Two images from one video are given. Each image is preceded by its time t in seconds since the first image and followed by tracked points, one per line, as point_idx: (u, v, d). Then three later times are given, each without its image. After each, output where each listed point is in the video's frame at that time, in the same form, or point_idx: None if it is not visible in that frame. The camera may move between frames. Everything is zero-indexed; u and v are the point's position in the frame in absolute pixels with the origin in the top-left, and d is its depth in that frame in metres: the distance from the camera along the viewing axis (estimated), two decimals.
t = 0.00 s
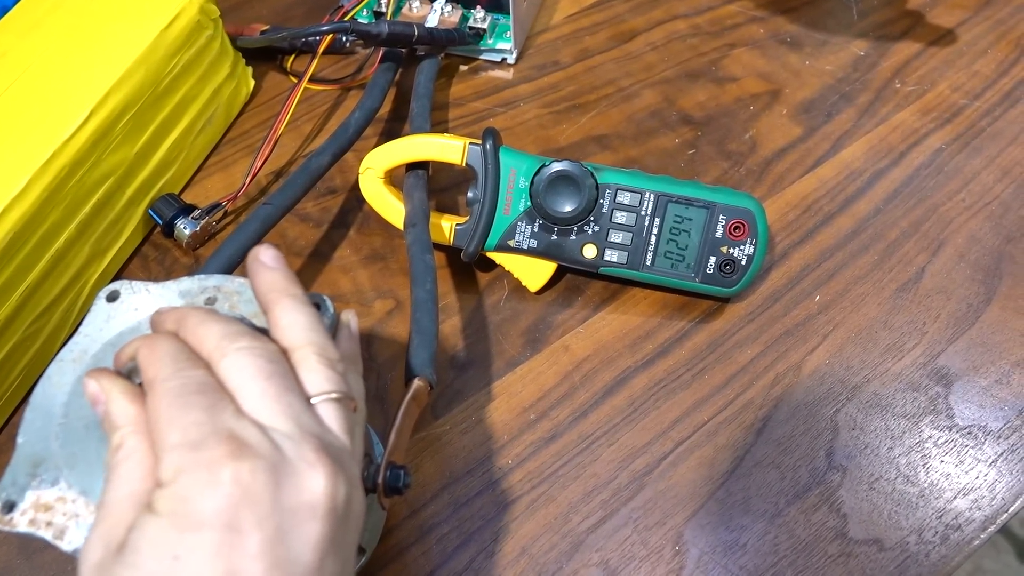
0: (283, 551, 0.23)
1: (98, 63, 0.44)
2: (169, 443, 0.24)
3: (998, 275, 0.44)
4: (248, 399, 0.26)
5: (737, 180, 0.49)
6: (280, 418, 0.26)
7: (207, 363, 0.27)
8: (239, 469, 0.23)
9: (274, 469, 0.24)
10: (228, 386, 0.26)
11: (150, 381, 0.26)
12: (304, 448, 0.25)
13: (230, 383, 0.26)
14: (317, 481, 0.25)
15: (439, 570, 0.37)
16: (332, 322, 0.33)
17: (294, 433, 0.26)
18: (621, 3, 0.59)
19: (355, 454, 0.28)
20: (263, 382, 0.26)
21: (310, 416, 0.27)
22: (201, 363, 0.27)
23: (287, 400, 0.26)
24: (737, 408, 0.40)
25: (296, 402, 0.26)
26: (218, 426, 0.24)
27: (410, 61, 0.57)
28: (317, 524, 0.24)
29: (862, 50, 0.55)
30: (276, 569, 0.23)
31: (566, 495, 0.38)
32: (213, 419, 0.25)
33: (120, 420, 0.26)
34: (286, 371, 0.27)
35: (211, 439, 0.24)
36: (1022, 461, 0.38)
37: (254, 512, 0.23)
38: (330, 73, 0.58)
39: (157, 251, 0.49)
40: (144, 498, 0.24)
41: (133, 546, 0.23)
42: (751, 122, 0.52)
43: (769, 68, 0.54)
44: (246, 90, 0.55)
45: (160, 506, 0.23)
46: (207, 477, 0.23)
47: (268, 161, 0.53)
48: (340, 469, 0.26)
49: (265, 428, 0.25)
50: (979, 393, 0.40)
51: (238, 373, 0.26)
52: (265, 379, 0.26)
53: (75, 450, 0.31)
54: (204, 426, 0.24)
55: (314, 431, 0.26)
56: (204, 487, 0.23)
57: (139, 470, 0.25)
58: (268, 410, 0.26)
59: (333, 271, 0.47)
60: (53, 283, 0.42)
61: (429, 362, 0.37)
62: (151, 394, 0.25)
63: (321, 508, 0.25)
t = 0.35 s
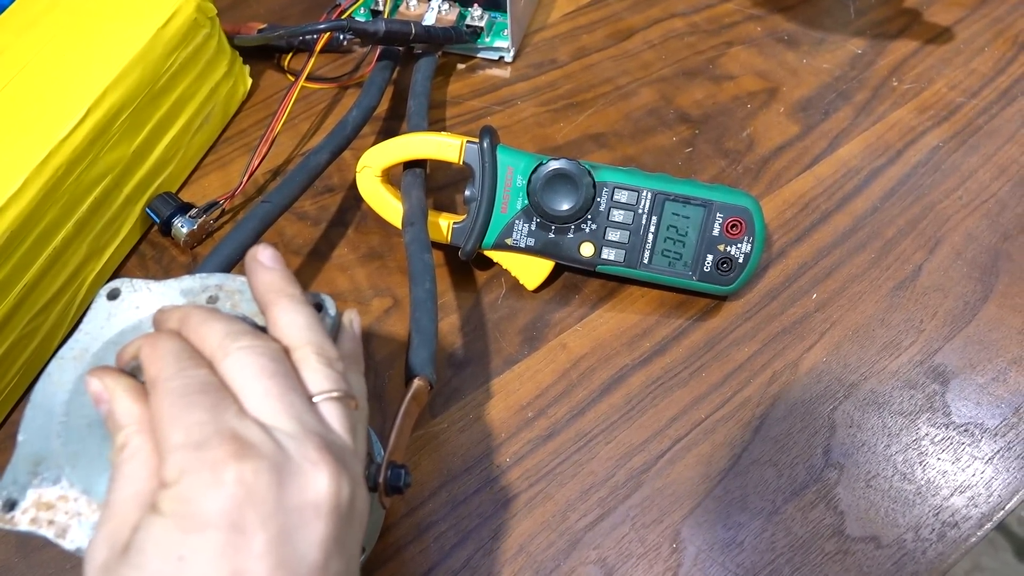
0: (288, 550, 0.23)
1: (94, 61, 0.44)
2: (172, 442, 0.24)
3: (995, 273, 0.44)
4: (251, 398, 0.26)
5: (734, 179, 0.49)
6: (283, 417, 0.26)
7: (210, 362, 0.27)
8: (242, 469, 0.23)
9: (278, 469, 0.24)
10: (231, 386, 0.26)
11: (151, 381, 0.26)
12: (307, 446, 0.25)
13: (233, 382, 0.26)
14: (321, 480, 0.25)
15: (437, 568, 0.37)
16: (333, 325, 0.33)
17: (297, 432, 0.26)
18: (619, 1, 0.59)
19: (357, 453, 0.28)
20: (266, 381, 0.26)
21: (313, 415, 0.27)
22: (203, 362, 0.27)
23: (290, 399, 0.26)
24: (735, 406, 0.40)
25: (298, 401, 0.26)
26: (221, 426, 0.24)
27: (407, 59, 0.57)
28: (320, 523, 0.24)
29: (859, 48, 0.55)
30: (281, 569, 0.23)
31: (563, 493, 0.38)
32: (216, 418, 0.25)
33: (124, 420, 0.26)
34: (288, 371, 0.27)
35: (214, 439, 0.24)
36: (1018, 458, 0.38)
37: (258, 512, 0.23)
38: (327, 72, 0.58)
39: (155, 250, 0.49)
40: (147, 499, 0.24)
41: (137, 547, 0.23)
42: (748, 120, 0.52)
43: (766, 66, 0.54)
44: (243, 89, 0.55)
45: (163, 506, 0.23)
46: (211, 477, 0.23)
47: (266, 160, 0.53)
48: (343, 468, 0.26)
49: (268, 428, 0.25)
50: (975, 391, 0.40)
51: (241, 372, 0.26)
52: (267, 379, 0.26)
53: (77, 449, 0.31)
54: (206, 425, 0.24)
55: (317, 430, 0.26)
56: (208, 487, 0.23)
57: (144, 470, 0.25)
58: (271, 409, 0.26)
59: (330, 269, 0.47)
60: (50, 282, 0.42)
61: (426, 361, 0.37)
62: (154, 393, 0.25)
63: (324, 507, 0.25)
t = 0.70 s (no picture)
0: (286, 544, 0.23)
1: (89, 58, 0.44)
2: (172, 432, 0.24)
3: (985, 269, 0.44)
4: (254, 391, 0.26)
5: (727, 175, 0.49)
6: (285, 412, 0.26)
7: (213, 355, 0.27)
8: (244, 459, 0.23)
9: (280, 461, 0.24)
10: (233, 379, 0.26)
11: (151, 374, 0.26)
12: (308, 442, 0.25)
13: (235, 376, 0.26)
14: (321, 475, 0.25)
15: (430, 562, 0.37)
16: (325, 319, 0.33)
17: (299, 427, 0.26)
18: None
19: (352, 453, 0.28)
20: (269, 375, 0.26)
21: (312, 413, 0.27)
22: (205, 356, 0.27)
23: (292, 394, 0.26)
24: (727, 401, 0.41)
25: (300, 397, 0.26)
26: (224, 417, 0.25)
27: (402, 57, 0.57)
28: (318, 520, 0.24)
29: (851, 46, 0.55)
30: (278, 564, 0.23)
31: (556, 487, 0.39)
32: (219, 409, 0.25)
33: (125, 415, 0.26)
34: (292, 367, 0.27)
35: (217, 430, 0.24)
36: (1008, 452, 0.39)
37: (257, 503, 0.23)
38: (322, 69, 0.58)
39: (149, 247, 0.49)
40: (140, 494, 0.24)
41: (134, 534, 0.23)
42: (741, 117, 0.52)
43: (759, 64, 0.55)
44: (238, 86, 0.55)
45: (161, 496, 0.23)
46: (212, 466, 0.23)
47: (260, 157, 0.53)
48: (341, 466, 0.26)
49: (270, 422, 0.25)
50: (966, 385, 0.41)
51: (244, 365, 0.26)
52: (272, 374, 0.26)
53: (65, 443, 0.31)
54: (210, 416, 0.24)
55: (317, 426, 0.26)
56: (210, 477, 0.23)
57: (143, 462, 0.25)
58: (272, 403, 0.26)
59: (324, 266, 0.47)
60: (44, 279, 0.42)
61: (417, 356, 0.37)
62: (155, 384, 0.25)
63: (322, 504, 0.25)
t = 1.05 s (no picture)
0: (282, 527, 0.23)
1: (86, 55, 0.44)
2: (172, 412, 0.24)
3: (984, 264, 0.44)
4: (252, 378, 0.26)
5: (726, 171, 0.49)
6: (284, 398, 0.26)
7: (210, 345, 0.27)
8: (244, 438, 0.23)
9: (280, 443, 0.24)
10: (232, 366, 0.26)
11: (149, 362, 0.26)
12: (307, 428, 0.25)
13: (234, 364, 0.26)
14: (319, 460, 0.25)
15: (430, 557, 0.37)
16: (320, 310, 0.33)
17: (298, 413, 0.26)
18: None
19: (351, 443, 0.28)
20: (268, 362, 0.26)
21: (311, 401, 0.27)
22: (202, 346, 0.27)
23: (290, 381, 0.26)
24: (726, 396, 0.41)
25: (298, 385, 0.26)
26: (224, 399, 0.24)
27: (400, 54, 0.57)
28: (315, 504, 0.24)
29: (850, 42, 0.55)
30: (274, 546, 0.23)
31: (555, 482, 0.39)
32: (218, 393, 0.25)
33: (125, 396, 0.26)
34: (290, 356, 0.27)
35: (217, 411, 0.24)
36: (1007, 447, 0.39)
37: (256, 483, 0.23)
38: (320, 66, 0.58)
39: (147, 243, 0.49)
40: (140, 472, 0.24)
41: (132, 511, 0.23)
42: (739, 112, 0.52)
43: (757, 60, 0.55)
44: (236, 82, 0.55)
45: (160, 474, 0.23)
46: (212, 445, 0.23)
47: (259, 153, 0.53)
48: (341, 453, 0.26)
49: (270, 407, 0.25)
50: (965, 380, 0.41)
51: (242, 355, 0.26)
52: (270, 362, 0.26)
53: (64, 438, 0.31)
54: (209, 398, 0.24)
55: (316, 414, 0.26)
56: (209, 456, 0.23)
57: (139, 443, 0.25)
58: (271, 389, 0.26)
59: (323, 262, 0.47)
60: (43, 275, 0.42)
61: (416, 351, 0.37)
62: (154, 369, 0.25)
63: (321, 489, 0.25)
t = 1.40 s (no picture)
0: (296, 523, 0.23)
1: (81, 49, 0.44)
2: (182, 413, 0.24)
3: (983, 261, 0.44)
4: (259, 378, 0.26)
5: (724, 168, 0.49)
6: (293, 396, 0.26)
7: (214, 347, 0.27)
8: (256, 436, 0.23)
9: (291, 440, 0.24)
10: (237, 367, 0.26)
11: (156, 363, 0.25)
12: (317, 425, 0.25)
13: (240, 364, 0.26)
14: (331, 457, 0.25)
15: (427, 555, 0.37)
16: (332, 312, 0.33)
17: (307, 411, 0.26)
18: None
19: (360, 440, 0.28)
20: (274, 362, 0.26)
21: (319, 400, 0.27)
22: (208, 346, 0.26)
23: (298, 380, 0.26)
24: (724, 393, 0.41)
25: (306, 383, 0.26)
26: (233, 398, 0.24)
27: (397, 50, 0.56)
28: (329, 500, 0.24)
29: (849, 38, 0.55)
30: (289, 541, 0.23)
31: (553, 480, 0.38)
32: (227, 392, 0.25)
33: (129, 396, 0.26)
34: (295, 356, 0.27)
35: (226, 409, 0.24)
36: (1005, 444, 0.39)
37: (269, 480, 0.23)
38: (317, 61, 0.57)
39: (143, 240, 0.49)
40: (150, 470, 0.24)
41: (143, 512, 0.23)
42: (738, 109, 0.52)
43: (756, 56, 0.54)
44: (232, 78, 0.55)
45: (171, 473, 0.23)
46: (224, 444, 0.23)
47: (255, 149, 0.53)
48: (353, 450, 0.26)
49: (279, 405, 0.25)
50: (963, 377, 0.40)
51: (247, 355, 0.26)
52: (276, 361, 0.26)
53: (68, 437, 0.31)
54: (218, 398, 0.24)
55: (325, 412, 0.26)
56: (221, 455, 0.23)
57: (144, 443, 0.25)
58: (279, 388, 0.26)
59: (321, 259, 0.47)
60: (39, 271, 0.42)
61: (421, 351, 0.37)
62: (159, 370, 0.25)
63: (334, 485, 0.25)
